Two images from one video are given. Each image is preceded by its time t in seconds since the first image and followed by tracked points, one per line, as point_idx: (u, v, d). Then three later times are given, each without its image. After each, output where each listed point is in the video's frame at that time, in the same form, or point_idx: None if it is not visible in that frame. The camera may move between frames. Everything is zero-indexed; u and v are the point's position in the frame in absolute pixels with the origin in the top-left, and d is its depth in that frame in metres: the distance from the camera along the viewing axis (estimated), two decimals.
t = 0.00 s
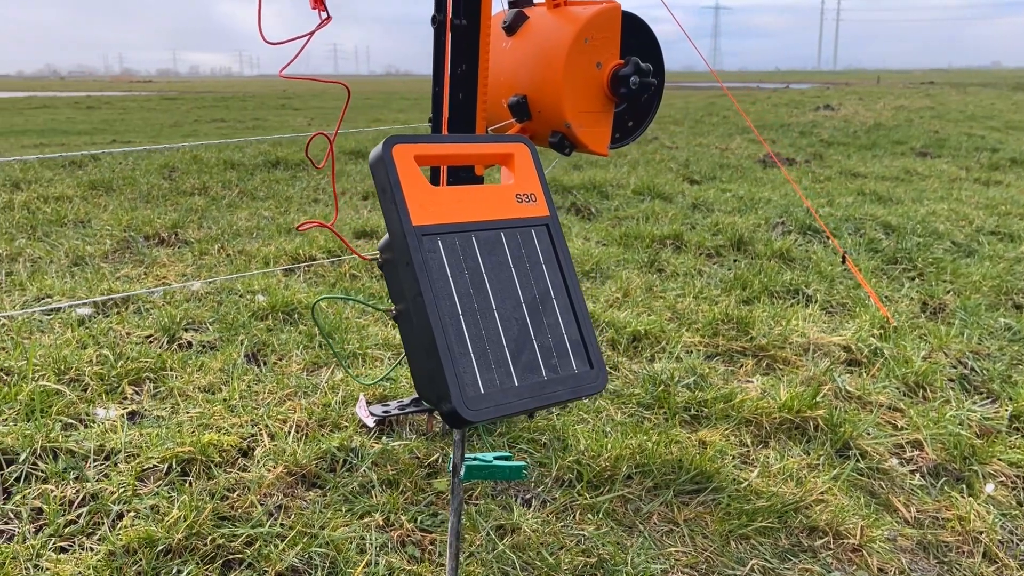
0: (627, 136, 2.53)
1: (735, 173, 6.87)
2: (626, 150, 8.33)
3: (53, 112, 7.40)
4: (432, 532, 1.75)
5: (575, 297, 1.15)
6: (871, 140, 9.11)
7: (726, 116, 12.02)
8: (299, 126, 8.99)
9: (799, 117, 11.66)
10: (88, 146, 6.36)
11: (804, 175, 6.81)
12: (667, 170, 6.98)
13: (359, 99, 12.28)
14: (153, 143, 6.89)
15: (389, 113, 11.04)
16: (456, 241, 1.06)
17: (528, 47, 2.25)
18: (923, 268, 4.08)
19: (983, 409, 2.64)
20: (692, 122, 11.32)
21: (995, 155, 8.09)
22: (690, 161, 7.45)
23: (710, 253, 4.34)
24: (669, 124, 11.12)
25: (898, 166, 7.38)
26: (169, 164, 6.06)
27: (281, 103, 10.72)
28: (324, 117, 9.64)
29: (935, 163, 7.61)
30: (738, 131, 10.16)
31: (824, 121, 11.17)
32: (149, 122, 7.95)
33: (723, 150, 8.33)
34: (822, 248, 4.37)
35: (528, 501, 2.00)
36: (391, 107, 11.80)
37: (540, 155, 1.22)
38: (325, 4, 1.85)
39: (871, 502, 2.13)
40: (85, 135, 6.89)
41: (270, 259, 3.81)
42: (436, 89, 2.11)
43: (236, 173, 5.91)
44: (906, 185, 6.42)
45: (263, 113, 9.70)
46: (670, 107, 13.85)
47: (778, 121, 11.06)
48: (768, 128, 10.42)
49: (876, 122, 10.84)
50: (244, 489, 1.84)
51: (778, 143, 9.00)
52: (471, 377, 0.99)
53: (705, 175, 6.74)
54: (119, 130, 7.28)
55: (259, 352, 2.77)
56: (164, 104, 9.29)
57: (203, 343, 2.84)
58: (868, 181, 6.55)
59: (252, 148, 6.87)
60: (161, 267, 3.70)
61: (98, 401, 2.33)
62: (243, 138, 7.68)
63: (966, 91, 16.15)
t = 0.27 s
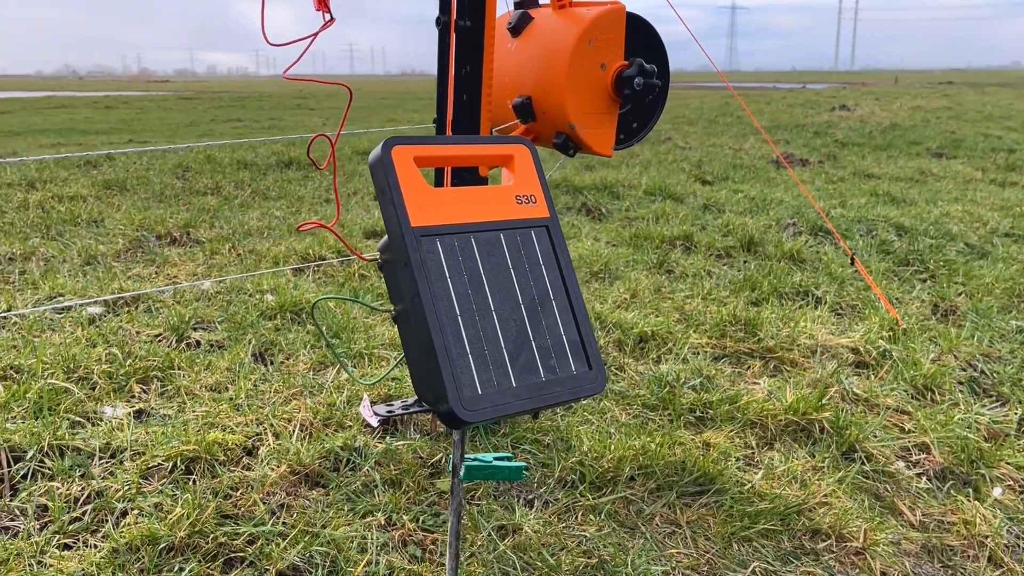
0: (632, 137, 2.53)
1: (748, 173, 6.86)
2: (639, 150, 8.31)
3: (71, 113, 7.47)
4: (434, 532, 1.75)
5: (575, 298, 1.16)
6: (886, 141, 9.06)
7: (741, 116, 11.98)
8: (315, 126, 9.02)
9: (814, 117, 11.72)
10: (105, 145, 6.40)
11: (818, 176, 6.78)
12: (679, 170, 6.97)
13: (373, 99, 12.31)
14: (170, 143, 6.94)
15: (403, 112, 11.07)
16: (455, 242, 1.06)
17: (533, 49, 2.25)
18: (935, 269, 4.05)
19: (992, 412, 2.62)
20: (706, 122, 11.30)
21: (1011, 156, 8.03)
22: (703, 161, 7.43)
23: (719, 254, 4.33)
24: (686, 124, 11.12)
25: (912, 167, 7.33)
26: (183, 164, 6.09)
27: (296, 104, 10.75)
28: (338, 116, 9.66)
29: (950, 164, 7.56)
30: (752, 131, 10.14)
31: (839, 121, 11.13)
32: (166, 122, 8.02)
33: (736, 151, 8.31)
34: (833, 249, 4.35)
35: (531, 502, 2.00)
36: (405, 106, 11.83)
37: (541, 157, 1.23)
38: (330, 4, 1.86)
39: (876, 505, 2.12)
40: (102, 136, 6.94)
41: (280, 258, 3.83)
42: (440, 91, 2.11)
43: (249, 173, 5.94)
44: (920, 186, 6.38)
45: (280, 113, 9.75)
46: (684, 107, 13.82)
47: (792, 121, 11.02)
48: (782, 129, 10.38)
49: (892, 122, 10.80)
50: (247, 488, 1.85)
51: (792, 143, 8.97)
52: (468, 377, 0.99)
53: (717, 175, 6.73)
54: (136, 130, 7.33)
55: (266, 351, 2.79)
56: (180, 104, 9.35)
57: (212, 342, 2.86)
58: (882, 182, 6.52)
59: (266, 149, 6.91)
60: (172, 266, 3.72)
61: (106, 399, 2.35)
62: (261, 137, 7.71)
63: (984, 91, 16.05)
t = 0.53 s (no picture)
0: (636, 136, 2.52)
1: (762, 173, 6.83)
2: (652, 150, 8.29)
3: (90, 113, 7.53)
4: (434, 530, 1.75)
5: (573, 297, 1.15)
6: (902, 141, 8.99)
7: (755, 116, 11.92)
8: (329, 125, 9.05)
9: (831, 117, 11.66)
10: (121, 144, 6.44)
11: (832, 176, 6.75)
12: (692, 170, 6.95)
13: (389, 99, 12.32)
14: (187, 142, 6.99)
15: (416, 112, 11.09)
16: (452, 240, 1.06)
17: (538, 47, 2.24)
18: (948, 270, 4.02)
19: (1002, 413, 2.60)
20: (721, 122, 11.26)
21: None
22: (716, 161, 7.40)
23: (729, 253, 4.31)
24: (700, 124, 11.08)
25: (927, 167, 7.27)
26: (197, 163, 6.13)
27: (312, 104, 10.78)
28: (352, 116, 9.70)
29: (967, 164, 7.50)
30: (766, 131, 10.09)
31: (856, 121, 11.07)
32: (183, 122, 8.08)
33: (750, 150, 8.28)
34: (844, 249, 4.33)
35: (532, 501, 2.00)
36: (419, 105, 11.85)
37: (540, 155, 1.22)
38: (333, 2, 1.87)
39: (882, 507, 2.10)
40: (119, 135, 6.99)
41: (290, 257, 3.84)
42: (444, 89, 2.11)
43: (262, 172, 5.96)
44: (935, 186, 6.33)
45: (295, 113, 9.79)
46: (706, 107, 13.83)
47: (808, 122, 10.96)
48: (797, 129, 10.32)
49: (908, 122, 10.73)
50: (250, 484, 1.86)
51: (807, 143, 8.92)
52: (464, 375, 0.99)
53: (730, 175, 6.70)
54: (153, 130, 7.38)
55: (272, 349, 2.79)
56: (198, 104, 9.40)
57: (219, 339, 2.87)
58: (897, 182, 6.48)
59: (279, 149, 6.94)
60: (183, 264, 3.74)
61: (112, 395, 2.37)
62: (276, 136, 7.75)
63: (1003, 91, 15.91)
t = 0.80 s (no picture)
0: (641, 134, 2.52)
1: (775, 173, 6.80)
2: (666, 150, 8.26)
3: (109, 112, 7.60)
4: (435, 527, 1.76)
5: (570, 294, 1.15)
6: (920, 141, 8.91)
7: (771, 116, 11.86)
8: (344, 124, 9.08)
9: (848, 117, 11.57)
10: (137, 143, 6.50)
11: (847, 176, 6.71)
12: (705, 169, 6.92)
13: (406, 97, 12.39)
14: (203, 140, 7.04)
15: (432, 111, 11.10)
16: (449, 236, 1.06)
17: (543, 45, 2.24)
18: (962, 270, 3.99)
19: (1012, 415, 2.58)
20: (736, 121, 11.21)
21: None
22: (730, 161, 7.37)
23: (740, 253, 4.29)
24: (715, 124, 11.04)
25: (944, 168, 7.20)
26: (212, 162, 6.16)
27: (329, 104, 10.82)
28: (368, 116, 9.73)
29: (984, 165, 7.44)
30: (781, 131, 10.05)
31: (873, 121, 11.00)
32: (201, 122, 8.15)
33: (765, 150, 8.24)
34: (856, 249, 4.30)
35: (533, 499, 2.00)
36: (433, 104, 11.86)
37: (539, 152, 1.22)
38: None
39: (887, 508, 2.09)
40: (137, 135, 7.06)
41: (301, 255, 3.85)
42: (448, 87, 2.11)
43: (275, 171, 5.99)
44: (951, 187, 6.27)
45: (312, 112, 9.84)
46: (722, 107, 13.78)
47: (825, 122, 10.88)
48: (813, 129, 10.27)
49: (926, 122, 10.65)
50: (252, 480, 1.87)
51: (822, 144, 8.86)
52: (459, 371, 0.99)
53: (744, 174, 6.67)
54: (170, 130, 7.45)
55: (279, 346, 2.80)
56: (216, 103, 9.47)
57: (227, 336, 2.88)
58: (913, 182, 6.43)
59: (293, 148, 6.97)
60: (194, 262, 3.76)
61: (119, 391, 2.38)
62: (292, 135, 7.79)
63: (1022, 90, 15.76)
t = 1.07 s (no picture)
0: (645, 133, 2.52)
1: (790, 173, 6.77)
2: (681, 150, 8.23)
3: (129, 113, 7.70)
4: (436, 525, 1.77)
5: (569, 294, 1.15)
6: (938, 141, 8.84)
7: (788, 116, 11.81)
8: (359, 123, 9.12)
9: (866, 117, 11.51)
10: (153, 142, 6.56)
11: (863, 176, 6.67)
12: (720, 170, 6.90)
13: (422, 97, 12.43)
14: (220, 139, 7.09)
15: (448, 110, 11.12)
16: (446, 235, 1.07)
17: (548, 45, 2.24)
18: (977, 271, 3.95)
19: None
20: (753, 122, 11.18)
21: None
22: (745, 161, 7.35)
23: (752, 254, 4.28)
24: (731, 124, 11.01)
25: (962, 168, 7.14)
26: (227, 161, 6.20)
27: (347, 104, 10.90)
28: (384, 116, 9.77)
29: (1003, 165, 7.37)
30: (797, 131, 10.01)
31: (891, 121, 10.93)
32: (219, 121, 8.21)
33: (781, 150, 8.21)
34: (868, 250, 4.28)
35: (535, 498, 2.00)
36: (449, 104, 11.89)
37: (538, 152, 1.22)
38: None
39: (892, 510, 2.08)
40: (156, 134, 7.13)
41: (312, 254, 3.87)
42: (452, 86, 2.12)
43: (290, 171, 6.02)
44: (969, 187, 6.21)
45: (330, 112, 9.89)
46: (738, 107, 13.73)
47: (842, 122, 10.81)
48: (830, 129, 10.22)
49: (945, 122, 10.58)
50: (255, 477, 1.88)
51: (838, 144, 8.81)
52: (455, 369, 1.00)
53: (759, 174, 6.64)
54: (189, 129, 7.52)
55: (287, 344, 2.82)
56: (234, 103, 9.56)
57: (236, 334, 2.90)
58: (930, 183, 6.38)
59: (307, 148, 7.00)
60: (207, 260, 3.78)
61: (128, 388, 2.41)
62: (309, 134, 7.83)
63: None
